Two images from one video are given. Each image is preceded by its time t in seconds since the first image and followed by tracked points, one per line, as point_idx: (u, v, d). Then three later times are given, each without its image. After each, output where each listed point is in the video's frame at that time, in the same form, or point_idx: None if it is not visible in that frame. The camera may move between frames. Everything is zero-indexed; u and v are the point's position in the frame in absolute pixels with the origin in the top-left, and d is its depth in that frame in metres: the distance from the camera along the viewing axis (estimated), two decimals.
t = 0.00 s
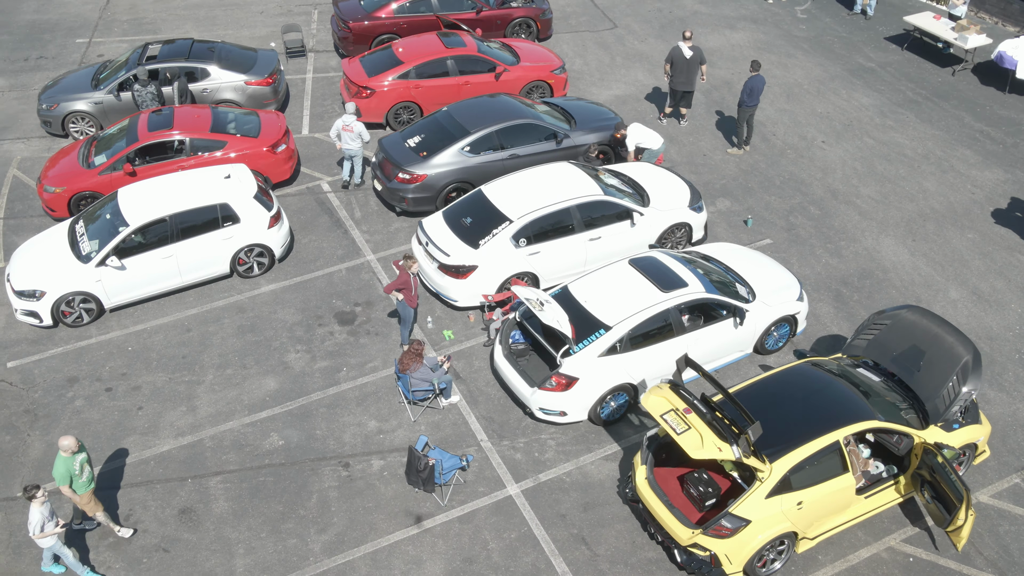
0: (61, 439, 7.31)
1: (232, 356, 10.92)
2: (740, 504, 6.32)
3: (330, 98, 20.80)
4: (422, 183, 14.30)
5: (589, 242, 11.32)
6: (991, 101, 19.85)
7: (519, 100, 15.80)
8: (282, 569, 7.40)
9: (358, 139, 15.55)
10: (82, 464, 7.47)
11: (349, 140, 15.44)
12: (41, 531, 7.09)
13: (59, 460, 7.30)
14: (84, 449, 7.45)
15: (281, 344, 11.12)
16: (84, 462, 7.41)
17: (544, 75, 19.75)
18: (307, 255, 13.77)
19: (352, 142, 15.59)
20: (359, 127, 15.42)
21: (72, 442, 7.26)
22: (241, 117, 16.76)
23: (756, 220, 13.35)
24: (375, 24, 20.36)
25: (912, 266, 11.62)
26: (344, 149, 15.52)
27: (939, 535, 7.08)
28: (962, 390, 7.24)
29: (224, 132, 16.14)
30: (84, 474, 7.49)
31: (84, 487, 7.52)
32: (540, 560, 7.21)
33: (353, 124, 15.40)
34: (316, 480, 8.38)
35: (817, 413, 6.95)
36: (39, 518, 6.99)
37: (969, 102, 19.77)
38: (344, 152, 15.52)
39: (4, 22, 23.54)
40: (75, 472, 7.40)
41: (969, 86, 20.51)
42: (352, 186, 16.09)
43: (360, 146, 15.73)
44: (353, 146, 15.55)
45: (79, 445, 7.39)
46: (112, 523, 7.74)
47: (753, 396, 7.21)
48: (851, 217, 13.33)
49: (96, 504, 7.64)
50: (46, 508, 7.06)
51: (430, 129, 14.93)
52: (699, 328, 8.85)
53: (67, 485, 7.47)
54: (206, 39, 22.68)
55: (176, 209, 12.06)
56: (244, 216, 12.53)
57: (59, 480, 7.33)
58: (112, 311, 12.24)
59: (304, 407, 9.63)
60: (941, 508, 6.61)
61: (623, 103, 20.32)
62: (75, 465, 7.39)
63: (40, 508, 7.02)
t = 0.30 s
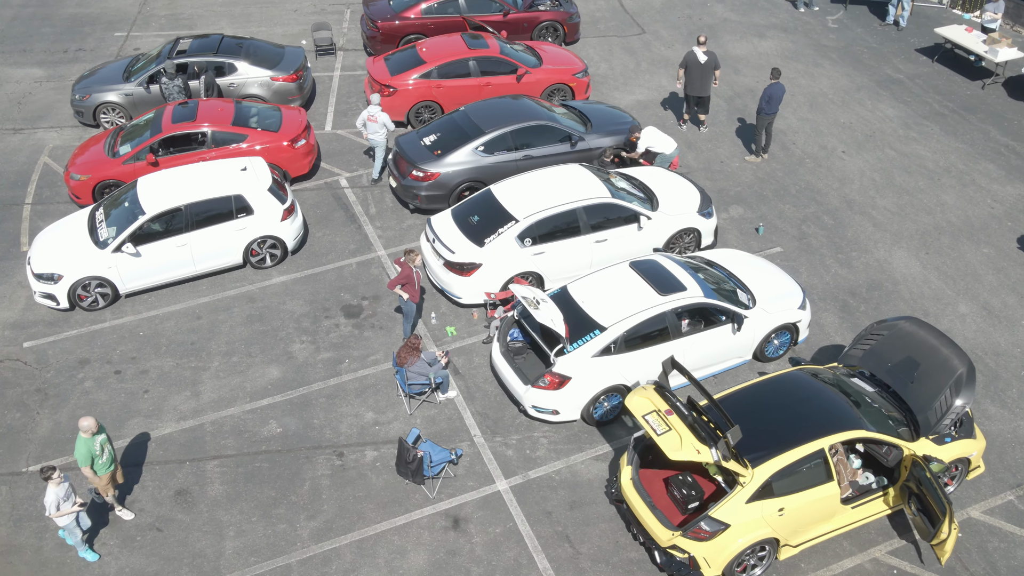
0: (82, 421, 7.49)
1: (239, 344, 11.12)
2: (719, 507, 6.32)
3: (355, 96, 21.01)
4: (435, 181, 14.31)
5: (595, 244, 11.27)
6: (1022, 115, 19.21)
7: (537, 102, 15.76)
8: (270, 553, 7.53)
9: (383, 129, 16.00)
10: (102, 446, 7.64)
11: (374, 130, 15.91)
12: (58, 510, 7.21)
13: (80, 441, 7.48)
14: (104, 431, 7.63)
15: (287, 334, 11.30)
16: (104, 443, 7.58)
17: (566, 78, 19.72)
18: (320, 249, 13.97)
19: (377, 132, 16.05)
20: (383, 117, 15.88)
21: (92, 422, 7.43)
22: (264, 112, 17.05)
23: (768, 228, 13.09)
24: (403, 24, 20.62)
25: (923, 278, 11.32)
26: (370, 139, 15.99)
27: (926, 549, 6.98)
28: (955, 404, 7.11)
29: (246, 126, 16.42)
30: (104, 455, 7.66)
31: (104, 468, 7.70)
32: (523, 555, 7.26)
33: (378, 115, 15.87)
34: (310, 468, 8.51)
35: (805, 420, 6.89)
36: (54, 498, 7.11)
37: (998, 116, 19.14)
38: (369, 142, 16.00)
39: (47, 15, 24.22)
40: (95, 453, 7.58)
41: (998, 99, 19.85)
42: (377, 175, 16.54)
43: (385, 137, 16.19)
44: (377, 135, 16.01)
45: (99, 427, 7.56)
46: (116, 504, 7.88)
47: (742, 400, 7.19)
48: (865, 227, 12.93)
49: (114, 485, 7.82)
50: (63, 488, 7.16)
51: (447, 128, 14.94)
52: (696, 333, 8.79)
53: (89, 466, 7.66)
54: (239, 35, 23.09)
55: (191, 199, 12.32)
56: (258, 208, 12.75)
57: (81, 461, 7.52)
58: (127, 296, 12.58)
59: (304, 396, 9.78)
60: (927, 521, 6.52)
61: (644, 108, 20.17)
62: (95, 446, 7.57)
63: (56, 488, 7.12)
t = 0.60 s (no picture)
0: (101, 404, 7.59)
1: (245, 334, 11.33)
2: (697, 510, 6.35)
3: (378, 96, 21.24)
4: (447, 180, 14.34)
5: (599, 247, 11.23)
6: None
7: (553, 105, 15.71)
8: (258, 537, 7.67)
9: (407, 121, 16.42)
10: (117, 430, 7.76)
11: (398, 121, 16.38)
12: (72, 490, 7.29)
13: (98, 424, 7.58)
14: (121, 416, 7.75)
15: (293, 326, 11.49)
16: (120, 428, 7.70)
17: (586, 83, 19.68)
18: (332, 244, 14.17)
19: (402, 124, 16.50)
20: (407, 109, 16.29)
21: (111, 406, 7.55)
22: (285, 109, 17.35)
23: (778, 237, 12.81)
24: (429, 26, 20.86)
25: (932, 292, 10.99)
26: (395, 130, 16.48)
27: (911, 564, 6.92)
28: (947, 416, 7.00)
29: (266, 122, 16.71)
30: (119, 439, 7.78)
31: (117, 453, 7.81)
32: (505, 551, 7.33)
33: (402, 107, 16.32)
34: (303, 457, 8.65)
35: (790, 429, 6.85)
36: (70, 479, 7.17)
37: None
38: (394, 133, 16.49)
39: (89, 9, 24.86)
40: (111, 437, 7.69)
41: None
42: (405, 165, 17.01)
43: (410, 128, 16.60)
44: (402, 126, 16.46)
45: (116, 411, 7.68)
46: (149, 483, 8.10)
47: (729, 406, 7.18)
48: (878, 239, 12.57)
49: (127, 470, 7.94)
50: (78, 470, 7.23)
51: (462, 128, 14.97)
52: (689, 338, 8.74)
53: (103, 449, 7.76)
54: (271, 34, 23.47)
55: (207, 191, 12.60)
56: (271, 201, 12.98)
57: (96, 443, 7.62)
58: (142, 284, 12.90)
59: (305, 387, 9.94)
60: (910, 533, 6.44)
61: (665, 114, 20.02)
62: (112, 430, 7.68)
63: (72, 469, 7.19)
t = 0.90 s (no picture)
0: (122, 387, 7.77)
1: (253, 324, 11.55)
2: (673, 513, 6.38)
3: (402, 96, 21.44)
4: (460, 179, 14.38)
5: (604, 250, 11.21)
6: None
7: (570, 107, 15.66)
8: (248, 521, 7.83)
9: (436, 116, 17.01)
10: (137, 413, 7.90)
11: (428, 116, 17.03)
12: (91, 469, 7.46)
13: (118, 406, 7.76)
14: (142, 400, 7.90)
15: (300, 318, 11.69)
16: (140, 411, 7.84)
17: (607, 88, 19.49)
18: (344, 239, 14.36)
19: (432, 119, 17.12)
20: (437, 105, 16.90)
21: (131, 389, 7.71)
22: (307, 105, 17.62)
23: (788, 247, 12.49)
24: (454, 28, 21.06)
25: (940, 305, 10.66)
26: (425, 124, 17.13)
27: None
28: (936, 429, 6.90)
29: (287, 117, 16.99)
30: (139, 423, 7.92)
31: (138, 436, 7.95)
32: (487, 545, 7.40)
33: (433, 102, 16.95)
34: (299, 445, 8.81)
35: (774, 435, 6.84)
36: (89, 458, 7.35)
37: None
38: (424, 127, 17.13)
39: (130, 5, 25.50)
40: (131, 419, 7.84)
41: None
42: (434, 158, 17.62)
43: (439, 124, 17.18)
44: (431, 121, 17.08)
45: (137, 395, 7.84)
46: (154, 469, 8.21)
47: (715, 410, 7.18)
48: (889, 251, 12.21)
49: (146, 454, 8.06)
50: (98, 449, 7.42)
51: (478, 128, 15.02)
52: (685, 343, 8.72)
53: (124, 431, 7.92)
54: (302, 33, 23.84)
55: (222, 183, 12.87)
56: (285, 195, 13.22)
57: (116, 424, 7.79)
58: (157, 272, 13.21)
59: (305, 378, 10.11)
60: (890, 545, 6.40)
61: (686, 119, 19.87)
62: (132, 413, 7.83)
63: (92, 448, 7.38)
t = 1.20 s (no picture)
0: (140, 372, 7.86)
1: (262, 314, 11.78)
2: (650, 513, 6.42)
3: (426, 96, 21.64)
4: (473, 178, 14.34)
5: (610, 253, 11.19)
6: None
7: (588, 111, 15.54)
8: (241, 504, 8.01)
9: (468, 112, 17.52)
10: (154, 398, 7.98)
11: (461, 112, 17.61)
12: (107, 451, 7.54)
13: (135, 390, 7.83)
14: (158, 385, 7.97)
15: (308, 309, 11.90)
16: (156, 396, 7.92)
17: (628, 92, 19.14)
18: (357, 234, 14.57)
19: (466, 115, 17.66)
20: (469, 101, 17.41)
21: (148, 375, 7.80)
22: (329, 102, 17.87)
23: (798, 255, 12.25)
24: (481, 30, 21.20)
25: (948, 319, 10.38)
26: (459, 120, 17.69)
27: None
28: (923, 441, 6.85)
29: (309, 113, 17.25)
30: (155, 407, 7.99)
31: (154, 420, 8.03)
32: (471, 538, 7.49)
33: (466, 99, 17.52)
34: (296, 433, 8.99)
35: (757, 440, 6.83)
36: (105, 439, 7.42)
37: None
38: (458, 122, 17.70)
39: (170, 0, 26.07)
40: (147, 404, 7.91)
41: None
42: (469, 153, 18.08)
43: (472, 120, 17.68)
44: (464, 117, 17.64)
45: (154, 380, 7.93)
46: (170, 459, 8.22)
47: (701, 413, 7.17)
48: (901, 262, 11.91)
49: (162, 440, 8.10)
50: (115, 432, 7.49)
51: (494, 129, 14.99)
52: (679, 348, 8.71)
53: (139, 415, 7.99)
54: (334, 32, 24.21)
55: (239, 175, 13.15)
56: (300, 188, 13.46)
57: (132, 408, 7.86)
58: (174, 261, 13.57)
59: (308, 368, 10.30)
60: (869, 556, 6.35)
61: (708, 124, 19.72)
62: (149, 398, 7.90)
63: (109, 430, 7.45)
